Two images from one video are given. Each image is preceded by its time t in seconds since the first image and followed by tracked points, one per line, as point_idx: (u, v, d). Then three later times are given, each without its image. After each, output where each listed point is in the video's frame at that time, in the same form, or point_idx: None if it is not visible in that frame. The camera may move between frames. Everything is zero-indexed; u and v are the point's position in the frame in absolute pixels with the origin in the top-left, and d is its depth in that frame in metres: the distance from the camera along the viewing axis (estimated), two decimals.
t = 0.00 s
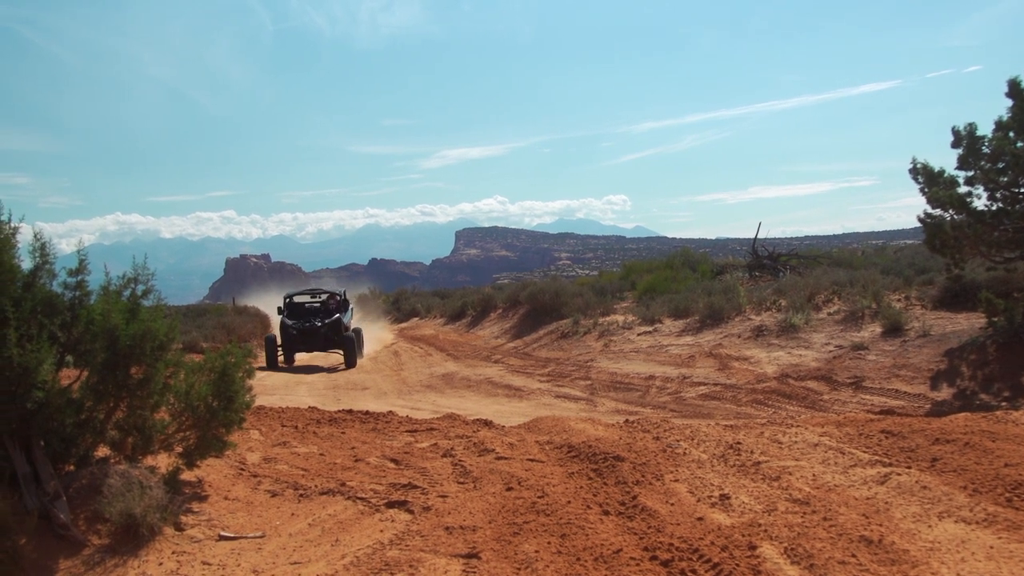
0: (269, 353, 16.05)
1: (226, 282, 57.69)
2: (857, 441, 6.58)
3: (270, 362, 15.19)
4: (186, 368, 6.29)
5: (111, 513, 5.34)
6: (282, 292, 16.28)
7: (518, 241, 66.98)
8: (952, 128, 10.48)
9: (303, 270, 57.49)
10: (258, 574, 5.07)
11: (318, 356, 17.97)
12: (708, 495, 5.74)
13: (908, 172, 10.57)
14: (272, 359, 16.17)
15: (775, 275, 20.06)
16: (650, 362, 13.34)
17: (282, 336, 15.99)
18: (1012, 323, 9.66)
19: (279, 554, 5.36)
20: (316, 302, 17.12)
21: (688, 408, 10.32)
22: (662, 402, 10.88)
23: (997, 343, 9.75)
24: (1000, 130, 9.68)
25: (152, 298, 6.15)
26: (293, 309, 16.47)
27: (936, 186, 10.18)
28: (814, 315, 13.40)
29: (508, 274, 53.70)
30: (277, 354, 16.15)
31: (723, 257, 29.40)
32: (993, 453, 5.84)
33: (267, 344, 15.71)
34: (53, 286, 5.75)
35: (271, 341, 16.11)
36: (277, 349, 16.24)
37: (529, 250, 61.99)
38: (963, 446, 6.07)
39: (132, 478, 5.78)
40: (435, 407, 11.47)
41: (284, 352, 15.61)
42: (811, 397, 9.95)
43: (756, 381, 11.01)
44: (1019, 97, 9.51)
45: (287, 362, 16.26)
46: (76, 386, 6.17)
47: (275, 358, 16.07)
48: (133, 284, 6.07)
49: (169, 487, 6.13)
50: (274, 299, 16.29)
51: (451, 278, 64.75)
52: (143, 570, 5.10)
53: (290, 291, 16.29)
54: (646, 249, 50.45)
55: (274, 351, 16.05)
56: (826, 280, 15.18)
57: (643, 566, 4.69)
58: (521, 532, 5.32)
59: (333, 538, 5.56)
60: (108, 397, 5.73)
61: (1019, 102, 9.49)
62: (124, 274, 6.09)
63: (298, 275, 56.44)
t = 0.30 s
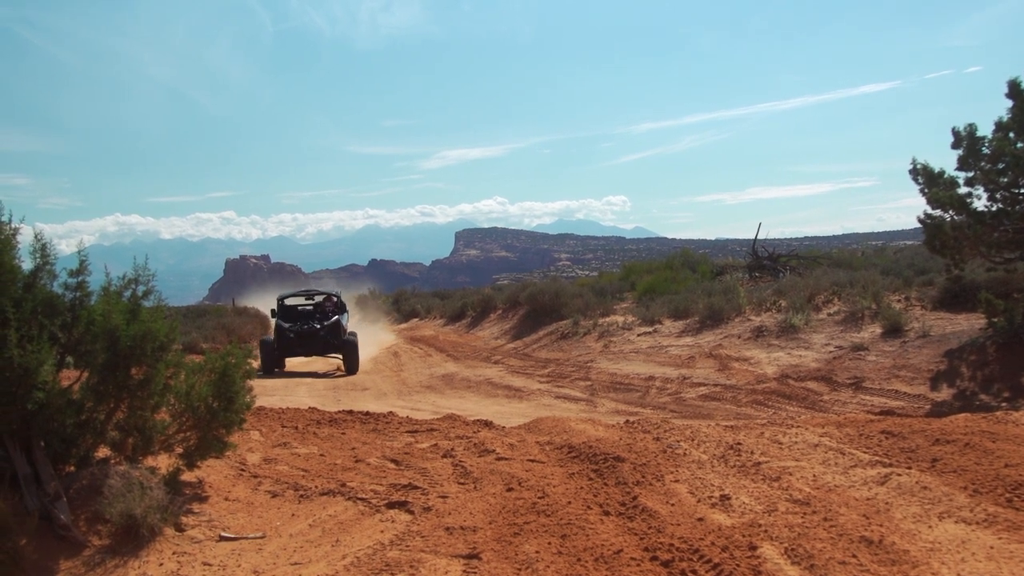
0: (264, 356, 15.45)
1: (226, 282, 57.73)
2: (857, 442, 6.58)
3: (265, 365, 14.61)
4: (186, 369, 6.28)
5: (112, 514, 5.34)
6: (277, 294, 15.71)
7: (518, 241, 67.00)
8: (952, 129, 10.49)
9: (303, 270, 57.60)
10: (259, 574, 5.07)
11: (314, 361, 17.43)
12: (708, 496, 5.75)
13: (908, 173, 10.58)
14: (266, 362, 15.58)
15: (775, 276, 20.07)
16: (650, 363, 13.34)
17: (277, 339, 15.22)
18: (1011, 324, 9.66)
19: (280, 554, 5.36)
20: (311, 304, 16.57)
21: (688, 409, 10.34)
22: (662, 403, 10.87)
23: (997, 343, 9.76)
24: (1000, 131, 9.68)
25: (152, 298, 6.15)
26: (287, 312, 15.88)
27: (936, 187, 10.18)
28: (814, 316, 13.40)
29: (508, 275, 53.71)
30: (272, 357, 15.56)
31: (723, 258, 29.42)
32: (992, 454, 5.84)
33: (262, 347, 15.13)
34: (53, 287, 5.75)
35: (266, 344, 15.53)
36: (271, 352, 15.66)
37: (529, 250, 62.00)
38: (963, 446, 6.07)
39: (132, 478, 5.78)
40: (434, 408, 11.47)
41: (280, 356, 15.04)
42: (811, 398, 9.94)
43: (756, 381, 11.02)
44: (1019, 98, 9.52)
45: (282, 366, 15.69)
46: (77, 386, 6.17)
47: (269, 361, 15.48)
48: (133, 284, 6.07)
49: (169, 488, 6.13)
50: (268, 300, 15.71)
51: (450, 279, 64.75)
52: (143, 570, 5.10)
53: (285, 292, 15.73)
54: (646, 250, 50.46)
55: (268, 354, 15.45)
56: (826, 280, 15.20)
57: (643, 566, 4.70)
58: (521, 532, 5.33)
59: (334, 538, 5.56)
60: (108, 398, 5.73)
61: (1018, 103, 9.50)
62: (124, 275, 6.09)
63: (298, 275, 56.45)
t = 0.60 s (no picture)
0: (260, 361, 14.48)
1: (226, 283, 57.74)
2: (857, 441, 6.58)
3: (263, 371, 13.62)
4: (186, 369, 6.27)
5: (112, 514, 5.34)
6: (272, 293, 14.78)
7: (517, 241, 67.02)
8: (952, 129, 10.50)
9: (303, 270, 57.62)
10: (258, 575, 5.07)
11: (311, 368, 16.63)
12: (708, 495, 5.74)
13: (908, 173, 10.58)
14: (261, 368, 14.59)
15: (774, 276, 20.07)
16: (649, 363, 13.34)
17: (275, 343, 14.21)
18: (1011, 324, 9.65)
19: (280, 555, 5.35)
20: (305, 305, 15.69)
21: (687, 409, 10.34)
22: (661, 403, 10.87)
23: (996, 343, 9.76)
24: (999, 131, 9.68)
25: (152, 298, 6.15)
26: (283, 313, 14.91)
27: (935, 187, 10.18)
28: (813, 316, 13.40)
29: (507, 275, 53.71)
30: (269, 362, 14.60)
31: (722, 257, 29.42)
32: (992, 454, 5.84)
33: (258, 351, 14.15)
34: (53, 287, 5.75)
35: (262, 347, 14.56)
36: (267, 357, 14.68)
37: (528, 251, 61.99)
38: (963, 446, 6.07)
39: (133, 479, 5.78)
40: (434, 409, 11.46)
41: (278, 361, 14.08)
42: (810, 398, 9.94)
43: (756, 381, 11.01)
44: (1019, 99, 9.53)
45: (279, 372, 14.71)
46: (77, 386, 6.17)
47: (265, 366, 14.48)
48: (133, 285, 6.07)
49: (169, 489, 6.12)
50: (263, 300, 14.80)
51: (450, 279, 64.74)
52: (143, 571, 5.10)
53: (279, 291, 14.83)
54: (645, 250, 50.48)
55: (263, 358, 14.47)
56: (825, 280, 15.19)
57: (644, 566, 4.69)
58: (522, 532, 5.32)
59: (334, 539, 5.55)
60: (108, 398, 5.72)
61: (1018, 103, 9.51)
62: (124, 275, 6.09)
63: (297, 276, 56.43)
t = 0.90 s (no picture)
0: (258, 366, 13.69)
1: (225, 283, 57.73)
2: (855, 442, 6.58)
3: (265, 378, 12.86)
4: (185, 369, 6.26)
5: (112, 514, 5.33)
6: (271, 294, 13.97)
7: (516, 241, 67.01)
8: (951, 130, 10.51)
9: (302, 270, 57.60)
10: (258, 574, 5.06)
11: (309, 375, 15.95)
12: (707, 496, 5.74)
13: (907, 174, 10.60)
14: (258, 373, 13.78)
15: (774, 277, 20.07)
16: (648, 364, 13.33)
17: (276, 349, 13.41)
18: (1010, 325, 9.69)
19: (279, 554, 5.35)
20: (301, 307, 14.95)
21: (686, 409, 10.34)
22: (660, 403, 10.87)
23: (996, 343, 9.77)
24: (998, 132, 9.68)
25: (152, 299, 6.14)
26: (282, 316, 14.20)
27: (935, 187, 10.19)
28: (812, 316, 13.40)
29: (506, 275, 53.69)
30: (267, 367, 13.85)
31: (722, 257, 29.45)
32: (991, 454, 5.84)
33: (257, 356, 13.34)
34: (53, 287, 5.74)
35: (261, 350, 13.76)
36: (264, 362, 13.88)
37: (528, 251, 61.98)
38: (962, 446, 6.06)
39: (132, 478, 5.77)
40: (433, 409, 11.45)
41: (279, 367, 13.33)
42: (809, 398, 9.93)
43: (755, 382, 11.01)
44: (1017, 100, 9.55)
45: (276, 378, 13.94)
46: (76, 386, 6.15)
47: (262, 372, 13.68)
48: (133, 285, 6.06)
49: (169, 488, 6.11)
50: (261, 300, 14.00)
51: (449, 279, 64.72)
52: (143, 570, 5.09)
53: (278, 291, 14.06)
54: (644, 250, 50.47)
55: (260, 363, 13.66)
56: (825, 280, 15.19)
57: (643, 566, 4.69)
58: (521, 532, 5.32)
59: (334, 538, 5.55)
60: (108, 398, 5.71)
61: (1017, 104, 9.53)
62: (124, 275, 6.08)
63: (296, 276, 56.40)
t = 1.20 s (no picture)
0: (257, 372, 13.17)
1: (221, 284, 57.62)
2: (851, 442, 6.58)
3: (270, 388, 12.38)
4: (181, 370, 6.21)
5: (107, 515, 5.30)
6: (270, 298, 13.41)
7: (512, 242, 66.97)
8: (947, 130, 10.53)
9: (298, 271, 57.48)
10: None
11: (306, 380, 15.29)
12: (703, 497, 5.73)
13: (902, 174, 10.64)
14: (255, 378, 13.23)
15: (769, 277, 20.09)
16: (644, 365, 13.31)
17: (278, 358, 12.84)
18: (1005, 325, 9.79)
19: (275, 556, 5.32)
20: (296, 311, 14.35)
21: (682, 410, 10.34)
22: (656, 404, 10.86)
23: (991, 343, 9.80)
24: (993, 132, 9.70)
25: (148, 300, 6.10)
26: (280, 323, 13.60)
27: (930, 188, 10.21)
28: (808, 317, 13.41)
29: (502, 276, 53.66)
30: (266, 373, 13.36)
31: (718, 258, 29.48)
32: (986, 454, 5.84)
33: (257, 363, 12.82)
34: (48, 288, 5.69)
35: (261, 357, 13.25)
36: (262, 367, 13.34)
37: (523, 252, 61.99)
38: (957, 447, 6.07)
39: (127, 480, 5.74)
40: (429, 410, 11.43)
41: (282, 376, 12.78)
42: (805, 399, 9.94)
43: (751, 382, 11.01)
44: (1012, 100, 9.58)
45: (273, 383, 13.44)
46: (71, 387, 6.10)
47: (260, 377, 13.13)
48: (129, 286, 6.02)
49: (164, 490, 6.08)
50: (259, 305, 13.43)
51: (444, 280, 64.69)
52: (138, 572, 5.07)
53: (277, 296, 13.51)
54: (640, 251, 50.52)
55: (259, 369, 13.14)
56: (820, 281, 15.20)
57: (639, 567, 4.67)
58: (517, 533, 5.31)
59: (329, 540, 5.53)
60: (103, 399, 5.68)
61: (1011, 105, 9.56)
62: (120, 276, 6.06)
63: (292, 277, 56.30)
